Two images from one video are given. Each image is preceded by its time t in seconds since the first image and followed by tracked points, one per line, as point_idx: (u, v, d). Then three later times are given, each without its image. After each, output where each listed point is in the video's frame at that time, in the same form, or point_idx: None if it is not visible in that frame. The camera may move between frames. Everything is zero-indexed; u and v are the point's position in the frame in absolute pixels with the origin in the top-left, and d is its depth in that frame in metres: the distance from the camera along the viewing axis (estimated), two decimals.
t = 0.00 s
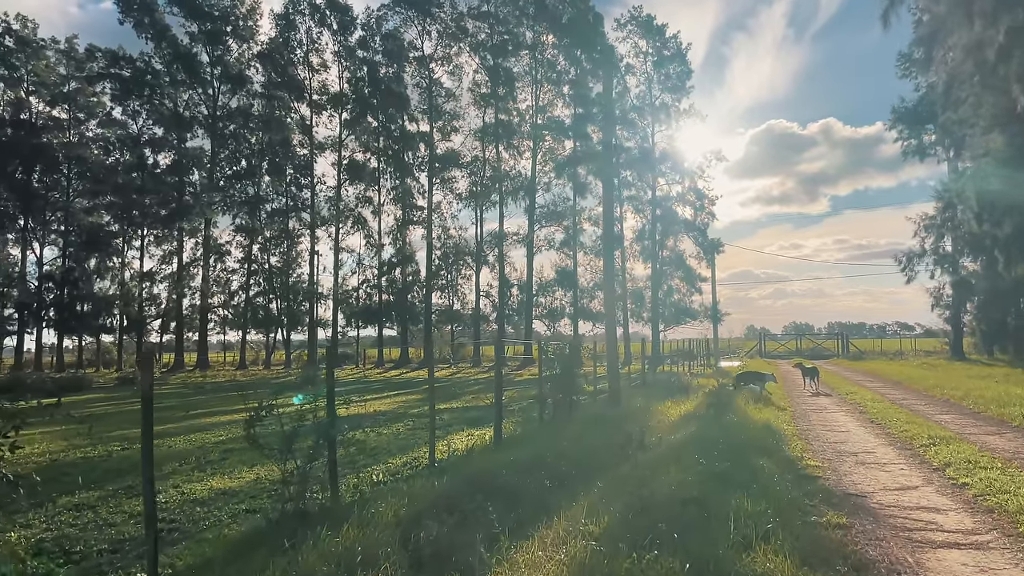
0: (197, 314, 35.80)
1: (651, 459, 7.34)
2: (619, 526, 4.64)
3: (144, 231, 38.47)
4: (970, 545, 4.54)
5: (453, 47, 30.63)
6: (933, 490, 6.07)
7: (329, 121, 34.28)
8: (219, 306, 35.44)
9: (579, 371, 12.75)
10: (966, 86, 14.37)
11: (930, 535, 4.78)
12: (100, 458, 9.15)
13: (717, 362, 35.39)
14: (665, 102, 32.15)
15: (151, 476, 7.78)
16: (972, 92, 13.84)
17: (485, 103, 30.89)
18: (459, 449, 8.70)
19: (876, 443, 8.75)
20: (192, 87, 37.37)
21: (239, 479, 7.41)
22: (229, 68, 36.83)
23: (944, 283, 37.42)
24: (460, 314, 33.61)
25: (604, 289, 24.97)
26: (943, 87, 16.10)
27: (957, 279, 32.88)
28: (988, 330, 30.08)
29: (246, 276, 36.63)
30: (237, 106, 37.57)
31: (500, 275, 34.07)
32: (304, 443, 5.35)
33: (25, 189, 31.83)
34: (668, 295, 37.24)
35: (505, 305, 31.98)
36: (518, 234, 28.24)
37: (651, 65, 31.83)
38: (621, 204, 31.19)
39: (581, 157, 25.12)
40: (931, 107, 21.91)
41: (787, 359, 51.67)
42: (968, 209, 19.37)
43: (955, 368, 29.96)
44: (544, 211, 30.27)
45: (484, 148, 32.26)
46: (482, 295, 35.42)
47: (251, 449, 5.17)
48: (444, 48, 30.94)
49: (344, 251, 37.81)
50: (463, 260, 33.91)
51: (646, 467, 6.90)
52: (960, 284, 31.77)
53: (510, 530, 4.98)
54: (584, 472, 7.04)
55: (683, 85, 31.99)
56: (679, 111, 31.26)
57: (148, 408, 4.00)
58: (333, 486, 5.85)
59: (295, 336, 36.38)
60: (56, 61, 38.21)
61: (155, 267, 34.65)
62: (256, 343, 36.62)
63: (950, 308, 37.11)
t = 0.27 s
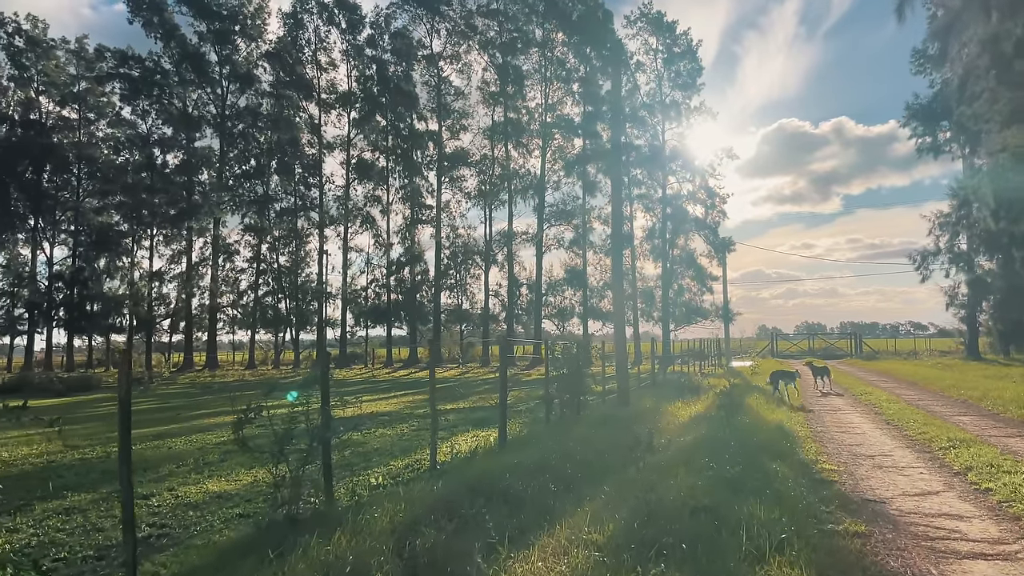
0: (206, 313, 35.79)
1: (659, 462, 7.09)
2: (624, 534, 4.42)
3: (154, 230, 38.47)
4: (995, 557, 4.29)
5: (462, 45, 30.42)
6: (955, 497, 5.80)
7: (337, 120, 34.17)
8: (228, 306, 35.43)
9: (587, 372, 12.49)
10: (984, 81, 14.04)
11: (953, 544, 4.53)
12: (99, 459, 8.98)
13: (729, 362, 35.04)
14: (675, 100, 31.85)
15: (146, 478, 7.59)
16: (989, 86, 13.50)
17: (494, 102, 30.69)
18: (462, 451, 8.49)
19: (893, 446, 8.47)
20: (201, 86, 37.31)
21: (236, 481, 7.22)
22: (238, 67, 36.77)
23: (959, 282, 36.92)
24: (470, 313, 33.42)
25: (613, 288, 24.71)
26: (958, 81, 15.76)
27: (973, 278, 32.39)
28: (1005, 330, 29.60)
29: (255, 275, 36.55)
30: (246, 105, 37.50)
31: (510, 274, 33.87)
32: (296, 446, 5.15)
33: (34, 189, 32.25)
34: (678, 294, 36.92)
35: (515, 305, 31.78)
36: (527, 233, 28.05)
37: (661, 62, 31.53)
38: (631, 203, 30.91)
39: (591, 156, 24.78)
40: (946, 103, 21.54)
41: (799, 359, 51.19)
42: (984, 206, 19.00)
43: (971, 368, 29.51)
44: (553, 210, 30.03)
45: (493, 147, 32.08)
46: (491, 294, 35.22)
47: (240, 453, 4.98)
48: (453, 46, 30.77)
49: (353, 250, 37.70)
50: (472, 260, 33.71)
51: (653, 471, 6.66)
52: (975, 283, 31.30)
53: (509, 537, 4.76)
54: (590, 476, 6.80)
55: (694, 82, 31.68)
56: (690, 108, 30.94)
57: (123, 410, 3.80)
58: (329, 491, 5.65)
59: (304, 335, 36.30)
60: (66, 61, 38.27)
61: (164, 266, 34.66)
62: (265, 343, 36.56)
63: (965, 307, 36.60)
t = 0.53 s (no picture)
0: (212, 313, 35.70)
1: (664, 466, 6.84)
2: (625, 546, 4.18)
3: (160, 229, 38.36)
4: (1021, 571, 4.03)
5: (468, 43, 30.17)
6: (975, 503, 5.53)
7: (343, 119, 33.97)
8: (234, 305, 35.29)
9: (592, 372, 12.24)
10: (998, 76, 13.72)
11: (976, 556, 4.26)
12: (90, 463, 8.74)
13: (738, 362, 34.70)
14: (684, 97, 31.53)
15: (137, 482, 7.37)
16: (1002, 81, 13.18)
17: (501, 100, 30.45)
18: (462, 454, 8.25)
19: (908, 449, 8.18)
20: (206, 85, 37.13)
21: (227, 486, 6.98)
22: (243, 65, 36.61)
23: (972, 281, 36.45)
24: (476, 313, 33.18)
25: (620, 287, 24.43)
26: (969, 77, 15.45)
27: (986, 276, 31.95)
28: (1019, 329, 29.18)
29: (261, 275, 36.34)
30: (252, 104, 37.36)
31: (517, 273, 33.64)
32: (283, 451, 4.93)
33: (40, 189, 32.30)
34: (687, 293, 36.59)
35: (521, 304, 31.53)
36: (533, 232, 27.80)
37: (669, 59, 31.21)
38: (639, 201, 30.63)
39: (598, 153, 24.47)
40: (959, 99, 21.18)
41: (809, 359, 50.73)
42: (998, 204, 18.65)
43: (984, 368, 29.11)
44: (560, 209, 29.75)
45: (500, 145, 31.88)
46: (497, 294, 34.98)
47: (224, 457, 4.76)
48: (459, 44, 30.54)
49: (359, 250, 37.53)
50: (478, 259, 33.48)
51: (658, 475, 6.41)
52: (988, 281, 30.88)
53: (505, 547, 4.52)
54: (594, 480, 6.56)
55: (702, 79, 31.34)
56: (698, 105, 30.63)
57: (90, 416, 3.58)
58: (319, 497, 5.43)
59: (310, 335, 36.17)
60: (73, 61, 38.20)
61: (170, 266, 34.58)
62: (271, 342, 36.45)
63: (977, 306, 36.15)
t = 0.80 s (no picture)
0: (216, 313, 35.59)
1: (665, 472, 6.61)
2: (618, 560, 3.96)
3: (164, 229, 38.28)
4: None
5: (472, 41, 29.96)
6: (990, 511, 5.28)
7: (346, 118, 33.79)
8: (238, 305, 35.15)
9: (595, 373, 12.01)
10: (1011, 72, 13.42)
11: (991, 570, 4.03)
12: (80, 466, 8.54)
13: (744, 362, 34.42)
14: (689, 95, 31.25)
15: (124, 486, 7.19)
16: (1014, 77, 12.87)
17: (505, 99, 30.24)
18: (459, 457, 8.05)
19: (918, 453, 7.92)
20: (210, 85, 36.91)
21: (215, 491, 6.78)
22: (246, 65, 36.43)
23: (981, 280, 36.06)
24: (480, 313, 32.98)
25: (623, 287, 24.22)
26: (979, 73, 15.14)
27: (995, 276, 31.60)
28: None
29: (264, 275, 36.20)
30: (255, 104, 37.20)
31: (521, 273, 33.44)
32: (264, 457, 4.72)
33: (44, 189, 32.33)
34: (692, 293, 36.30)
35: (526, 304, 31.32)
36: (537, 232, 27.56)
37: (674, 57, 30.93)
38: (644, 201, 30.38)
39: (602, 152, 24.22)
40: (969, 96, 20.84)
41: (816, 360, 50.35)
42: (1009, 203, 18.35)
43: (994, 369, 28.78)
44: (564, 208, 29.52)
45: (504, 144, 31.65)
46: (502, 293, 34.78)
47: (201, 463, 4.56)
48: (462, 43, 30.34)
49: (362, 249, 37.38)
50: (482, 259, 33.28)
51: (659, 481, 6.19)
52: (997, 281, 30.51)
53: (493, 559, 4.29)
54: (592, 485, 6.35)
55: (708, 77, 31.06)
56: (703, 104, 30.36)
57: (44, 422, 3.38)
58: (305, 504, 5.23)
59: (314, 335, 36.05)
60: (77, 61, 38.12)
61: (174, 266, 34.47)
62: (274, 343, 36.34)
63: (986, 306, 35.76)
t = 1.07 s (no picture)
0: (217, 313, 35.44)
1: (662, 476, 6.35)
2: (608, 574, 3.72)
3: (164, 229, 38.11)
4: None
5: (473, 39, 29.76)
6: (1003, 519, 5.03)
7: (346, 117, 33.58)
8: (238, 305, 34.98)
9: (594, 374, 11.76)
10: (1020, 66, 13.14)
11: None
12: (64, 469, 8.31)
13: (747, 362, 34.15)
14: (692, 93, 31.00)
15: (105, 490, 6.98)
16: (1023, 72, 12.58)
17: (506, 97, 30.04)
18: (451, 460, 7.81)
19: (926, 457, 7.65)
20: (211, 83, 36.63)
21: (197, 496, 6.55)
22: (247, 63, 36.19)
23: (987, 280, 35.73)
24: (482, 313, 32.77)
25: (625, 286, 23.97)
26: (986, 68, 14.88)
27: (1001, 275, 31.28)
28: None
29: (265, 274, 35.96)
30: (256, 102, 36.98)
31: (522, 272, 33.21)
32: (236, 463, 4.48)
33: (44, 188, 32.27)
34: (695, 293, 36.04)
35: (527, 303, 31.09)
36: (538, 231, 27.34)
37: (677, 54, 30.67)
38: (646, 200, 30.14)
39: (604, 151, 23.98)
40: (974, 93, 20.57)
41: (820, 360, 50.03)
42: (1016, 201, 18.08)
43: (1000, 369, 28.50)
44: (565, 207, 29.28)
45: (505, 142, 31.45)
46: (503, 293, 34.57)
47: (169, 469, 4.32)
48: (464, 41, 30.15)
49: (364, 249, 37.20)
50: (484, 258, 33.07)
51: (655, 487, 5.94)
52: (1003, 280, 30.20)
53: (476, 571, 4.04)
54: (587, 491, 6.10)
55: (711, 75, 30.80)
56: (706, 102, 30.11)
57: None
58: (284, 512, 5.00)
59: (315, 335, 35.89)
60: (78, 59, 37.98)
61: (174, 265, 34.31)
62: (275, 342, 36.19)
63: (992, 305, 35.44)
